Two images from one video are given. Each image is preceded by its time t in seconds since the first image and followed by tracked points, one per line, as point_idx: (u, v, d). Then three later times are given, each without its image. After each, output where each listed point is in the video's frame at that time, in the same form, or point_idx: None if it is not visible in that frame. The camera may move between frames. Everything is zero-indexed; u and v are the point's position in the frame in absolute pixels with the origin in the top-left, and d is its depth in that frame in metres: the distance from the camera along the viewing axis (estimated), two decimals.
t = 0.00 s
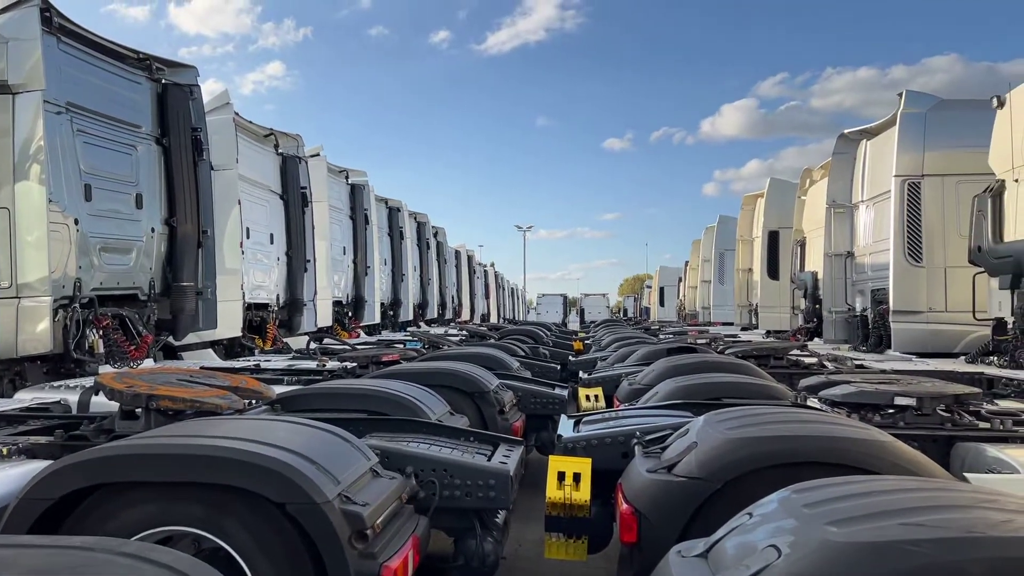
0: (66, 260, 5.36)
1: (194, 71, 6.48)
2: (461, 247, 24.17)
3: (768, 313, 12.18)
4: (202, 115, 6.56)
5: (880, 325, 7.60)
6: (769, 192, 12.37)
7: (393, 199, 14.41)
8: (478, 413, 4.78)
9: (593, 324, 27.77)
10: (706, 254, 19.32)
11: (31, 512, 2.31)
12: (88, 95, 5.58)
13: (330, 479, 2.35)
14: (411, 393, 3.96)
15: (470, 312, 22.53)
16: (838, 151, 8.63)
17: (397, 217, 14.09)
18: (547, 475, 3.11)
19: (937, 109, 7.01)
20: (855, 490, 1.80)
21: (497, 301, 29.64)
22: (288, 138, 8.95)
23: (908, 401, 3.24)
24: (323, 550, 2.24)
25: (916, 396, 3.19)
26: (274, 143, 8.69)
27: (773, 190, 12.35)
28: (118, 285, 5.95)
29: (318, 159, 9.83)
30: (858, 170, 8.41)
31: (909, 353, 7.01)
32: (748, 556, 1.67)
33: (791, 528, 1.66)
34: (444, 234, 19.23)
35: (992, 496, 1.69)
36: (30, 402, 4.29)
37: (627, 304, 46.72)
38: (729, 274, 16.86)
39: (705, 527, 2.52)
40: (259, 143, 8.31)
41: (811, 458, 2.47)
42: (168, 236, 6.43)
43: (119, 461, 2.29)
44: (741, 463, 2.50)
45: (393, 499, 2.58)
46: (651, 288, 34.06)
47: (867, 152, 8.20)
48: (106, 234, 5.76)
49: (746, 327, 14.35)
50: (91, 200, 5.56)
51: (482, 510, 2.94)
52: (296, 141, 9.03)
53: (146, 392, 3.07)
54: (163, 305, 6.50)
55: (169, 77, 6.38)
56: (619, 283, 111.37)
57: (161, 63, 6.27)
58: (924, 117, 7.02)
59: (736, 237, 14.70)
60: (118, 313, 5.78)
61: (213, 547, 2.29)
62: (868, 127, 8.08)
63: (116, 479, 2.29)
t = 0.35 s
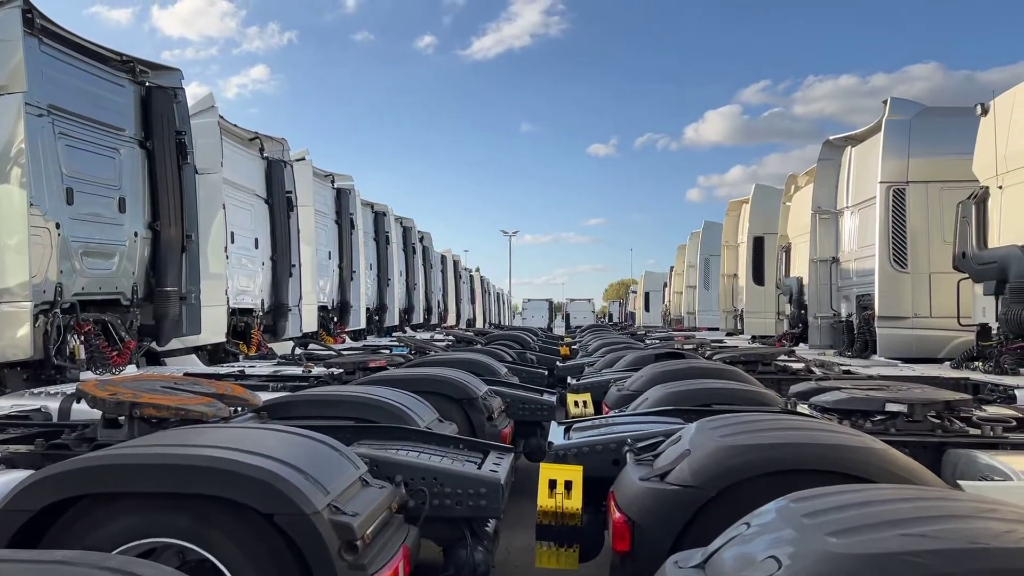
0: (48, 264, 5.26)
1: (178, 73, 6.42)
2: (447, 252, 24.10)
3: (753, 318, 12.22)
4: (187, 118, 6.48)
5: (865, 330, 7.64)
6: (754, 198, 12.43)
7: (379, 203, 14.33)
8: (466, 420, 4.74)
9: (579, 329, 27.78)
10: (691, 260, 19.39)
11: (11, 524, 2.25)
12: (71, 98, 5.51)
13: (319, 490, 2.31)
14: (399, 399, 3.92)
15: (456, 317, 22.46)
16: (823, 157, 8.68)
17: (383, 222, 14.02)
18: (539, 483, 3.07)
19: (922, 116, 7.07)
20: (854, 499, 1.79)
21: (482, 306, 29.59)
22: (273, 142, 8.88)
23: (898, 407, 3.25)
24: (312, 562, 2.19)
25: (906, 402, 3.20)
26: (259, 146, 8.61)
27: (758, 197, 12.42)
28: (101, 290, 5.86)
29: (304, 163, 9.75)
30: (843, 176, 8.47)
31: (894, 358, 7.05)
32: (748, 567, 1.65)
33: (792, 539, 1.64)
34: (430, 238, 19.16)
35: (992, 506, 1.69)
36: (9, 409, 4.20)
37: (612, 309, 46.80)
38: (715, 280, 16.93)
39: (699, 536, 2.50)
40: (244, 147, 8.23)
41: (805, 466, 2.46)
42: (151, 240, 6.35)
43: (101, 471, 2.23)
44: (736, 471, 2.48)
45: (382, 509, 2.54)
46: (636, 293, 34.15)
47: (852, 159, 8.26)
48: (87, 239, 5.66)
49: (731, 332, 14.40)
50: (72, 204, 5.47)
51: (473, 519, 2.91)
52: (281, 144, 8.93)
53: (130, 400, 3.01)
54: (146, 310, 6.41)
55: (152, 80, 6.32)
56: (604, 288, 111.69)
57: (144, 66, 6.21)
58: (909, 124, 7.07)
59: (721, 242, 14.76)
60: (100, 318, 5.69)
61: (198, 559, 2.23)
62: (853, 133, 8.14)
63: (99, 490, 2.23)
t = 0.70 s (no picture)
0: (24, 269, 5.16)
1: (159, 75, 6.32)
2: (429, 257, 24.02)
3: (735, 323, 12.28)
4: (167, 121, 6.39)
5: (847, 336, 7.69)
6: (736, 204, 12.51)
7: (361, 207, 14.25)
8: (451, 426, 4.70)
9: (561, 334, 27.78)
10: (673, 265, 19.47)
11: None
12: (49, 100, 5.41)
13: (305, 498, 2.26)
14: (385, 406, 3.87)
15: (438, 322, 22.37)
16: (805, 164, 8.75)
17: (365, 226, 13.93)
18: (527, 491, 3.05)
19: (902, 124, 7.14)
20: (850, 506, 1.78)
21: (465, 311, 29.53)
22: (255, 145, 8.79)
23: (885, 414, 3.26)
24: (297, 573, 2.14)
25: (893, 408, 3.21)
26: (241, 149, 8.52)
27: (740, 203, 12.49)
28: (78, 294, 5.75)
29: (286, 167, 9.67)
30: (824, 183, 8.54)
31: (876, 364, 7.10)
32: None
33: (788, 548, 1.62)
34: (412, 243, 19.08)
35: (986, 513, 1.69)
36: None
37: (594, 313, 46.89)
38: (697, 285, 17.01)
39: (690, 543, 2.48)
40: (225, 150, 8.13)
41: (796, 473, 2.44)
42: (131, 244, 6.25)
43: (81, 481, 2.17)
44: (726, 477, 2.47)
45: (369, 519, 2.49)
46: (618, 298, 34.24)
47: (833, 165, 8.33)
48: (65, 242, 5.56)
49: (713, 337, 14.46)
50: (50, 208, 5.37)
51: (460, 527, 2.87)
52: (263, 148, 8.84)
53: (109, 407, 2.93)
54: (125, 315, 6.30)
55: (132, 82, 6.21)
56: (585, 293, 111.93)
57: (125, 68, 6.12)
58: (890, 131, 7.14)
59: (703, 248, 14.83)
60: (77, 324, 5.58)
61: (180, 571, 2.17)
62: (835, 140, 8.21)
63: (78, 500, 2.16)
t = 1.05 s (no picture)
0: None
1: (135, 76, 6.22)
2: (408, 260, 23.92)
3: (713, 327, 12.37)
4: (144, 122, 6.30)
5: (823, 339, 7.78)
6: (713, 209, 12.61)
7: (340, 210, 14.15)
8: (432, 430, 4.68)
9: (539, 337, 27.81)
10: (651, 269, 19.59)
11: None
12: (23, 100, 5.31)
13: (287, 506, 2.22)
14: (367, 412, 3.83)
15: (417, 326, 22.29)
16: (783, 170, 8.84)
17: (344, 229, 13.84)
18: (510, 496, 3.03)
19: (878, 131, 7.24)
20: (835, 511, 1.79)
21: (443, 314, 29.44)
22: (232, 147, 8.70)
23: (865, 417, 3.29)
24: None
25: (873, 412, 3.25)
26: (218, 151, 8.42)
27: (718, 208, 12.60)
28: (52, 298, 5.64)
29: (264, 170, 9.58)
30: (801, 189, 8.63)
31: (852, 367, 7.19)
32: None
33: (775, 553, 1.63)
34: (391, 246, 18.99)
35: (969, 518, 1.72)
36: None
37: (572, 317, 46.99)
38: (675, 289, 17.12)
39: (673, 548, 2.48)
40: (202, 152, 8.04)
41: (779, 477, 2.46)
42: (106, 246, 6.14)
43: (58, 489, 2.12)
44: (710, 482, 2.47)
45: (351, 526, 2.46)
46: (596, 302, 34.37)
47: (810, 171, 8.42)
48: (39, 245, 5.47)
49: (691, 341, 14.55)
50: (22, 209, 5.27)
51: (443, 533, 2.85)
52: (240, 150, 8.76)
53: (84, 413, 2.87)
54: (99, 319, 6.19)
55: (108, 82, 6.10)
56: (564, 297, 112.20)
57: (100, 68, 6.00)
58: (866, 138, 7.24)
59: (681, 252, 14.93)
60: (50, 327, 5.47)
61: None
62: (811, 147, 8.31)
63: (54, 508, 2.11)
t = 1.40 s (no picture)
0: None
1: (108, 76, 6.13)
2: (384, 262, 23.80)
3: (689, 330, 12.48)
4: (116, 122, 6.20)
5: (797, 342, 7.88)
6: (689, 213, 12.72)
7: (316, 212, 14.06)
8: (410, 433, 4.66)
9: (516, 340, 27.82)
10: (627, 272, 19.71)
11: None
12: None
13: (266, 510, 2.20)
14: (344, 415, 3.80)
15: (393, 329, 22.20)
16: (757, 174, 8.94)
17: (320, 231, 13.75)
18: (489, 499, 3.04)
19: (850, 137, 7.36)
20: (812, 511, 1.81)
21: (420, 316, 29.34)
22: (206, 148, 8.61)
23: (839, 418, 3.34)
24: None
25: (848, 414, 3.29)
26: (192, 152, 8.33)
27: (693, 212, 12.71)
28: (21, 300, 5.55)
29: (239, 171, 9.49)
30: (775, 193, 8.74)
31: (825, 369, 7.29)
32: None
33: (754, 554, 1.65)
34: (367, 248, 18.90)
35: (942, 517, 1.75)
36: None
37: (548, 320, 47.07)
38: (651, 292, 17.22)
39: (653, 549, 2.50)
40: (175, 152, 7.94)
41: (756, 478, 2.48)
42: (77, 247, 6.04)
43: (31, 494, 2.08)
44: (688, 484, 2.49)
45: (330, 530, 2.44)
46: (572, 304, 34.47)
47: (784, 175, 8.53)
48: (8, 246, 5.37)
49: (667, 343, 14.65)
50: None
51: (422, 537, 2.84)
52: (215, 151, 8.68)
53: (57, 417, 2.82)
54: (70, 321, 6.08)
55: (80, 81, 6.01)
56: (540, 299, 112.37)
57: (71, 67, 5.92)
58: (838, 143, 7.36)
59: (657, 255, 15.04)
60: (20, 330, 5.36)
61: None
62: (785, 151, 8.42)
63: (27, 514, 2.07)
